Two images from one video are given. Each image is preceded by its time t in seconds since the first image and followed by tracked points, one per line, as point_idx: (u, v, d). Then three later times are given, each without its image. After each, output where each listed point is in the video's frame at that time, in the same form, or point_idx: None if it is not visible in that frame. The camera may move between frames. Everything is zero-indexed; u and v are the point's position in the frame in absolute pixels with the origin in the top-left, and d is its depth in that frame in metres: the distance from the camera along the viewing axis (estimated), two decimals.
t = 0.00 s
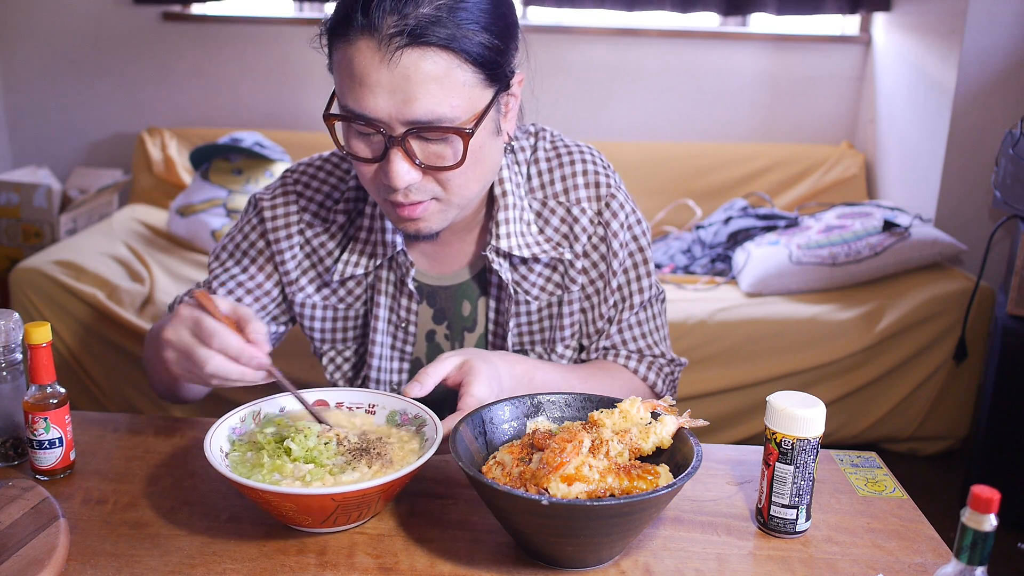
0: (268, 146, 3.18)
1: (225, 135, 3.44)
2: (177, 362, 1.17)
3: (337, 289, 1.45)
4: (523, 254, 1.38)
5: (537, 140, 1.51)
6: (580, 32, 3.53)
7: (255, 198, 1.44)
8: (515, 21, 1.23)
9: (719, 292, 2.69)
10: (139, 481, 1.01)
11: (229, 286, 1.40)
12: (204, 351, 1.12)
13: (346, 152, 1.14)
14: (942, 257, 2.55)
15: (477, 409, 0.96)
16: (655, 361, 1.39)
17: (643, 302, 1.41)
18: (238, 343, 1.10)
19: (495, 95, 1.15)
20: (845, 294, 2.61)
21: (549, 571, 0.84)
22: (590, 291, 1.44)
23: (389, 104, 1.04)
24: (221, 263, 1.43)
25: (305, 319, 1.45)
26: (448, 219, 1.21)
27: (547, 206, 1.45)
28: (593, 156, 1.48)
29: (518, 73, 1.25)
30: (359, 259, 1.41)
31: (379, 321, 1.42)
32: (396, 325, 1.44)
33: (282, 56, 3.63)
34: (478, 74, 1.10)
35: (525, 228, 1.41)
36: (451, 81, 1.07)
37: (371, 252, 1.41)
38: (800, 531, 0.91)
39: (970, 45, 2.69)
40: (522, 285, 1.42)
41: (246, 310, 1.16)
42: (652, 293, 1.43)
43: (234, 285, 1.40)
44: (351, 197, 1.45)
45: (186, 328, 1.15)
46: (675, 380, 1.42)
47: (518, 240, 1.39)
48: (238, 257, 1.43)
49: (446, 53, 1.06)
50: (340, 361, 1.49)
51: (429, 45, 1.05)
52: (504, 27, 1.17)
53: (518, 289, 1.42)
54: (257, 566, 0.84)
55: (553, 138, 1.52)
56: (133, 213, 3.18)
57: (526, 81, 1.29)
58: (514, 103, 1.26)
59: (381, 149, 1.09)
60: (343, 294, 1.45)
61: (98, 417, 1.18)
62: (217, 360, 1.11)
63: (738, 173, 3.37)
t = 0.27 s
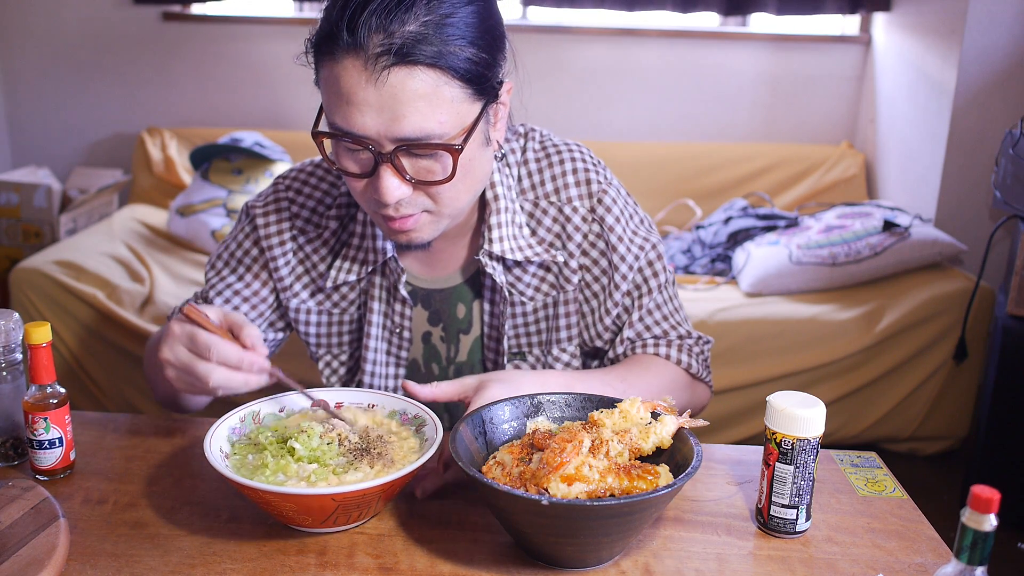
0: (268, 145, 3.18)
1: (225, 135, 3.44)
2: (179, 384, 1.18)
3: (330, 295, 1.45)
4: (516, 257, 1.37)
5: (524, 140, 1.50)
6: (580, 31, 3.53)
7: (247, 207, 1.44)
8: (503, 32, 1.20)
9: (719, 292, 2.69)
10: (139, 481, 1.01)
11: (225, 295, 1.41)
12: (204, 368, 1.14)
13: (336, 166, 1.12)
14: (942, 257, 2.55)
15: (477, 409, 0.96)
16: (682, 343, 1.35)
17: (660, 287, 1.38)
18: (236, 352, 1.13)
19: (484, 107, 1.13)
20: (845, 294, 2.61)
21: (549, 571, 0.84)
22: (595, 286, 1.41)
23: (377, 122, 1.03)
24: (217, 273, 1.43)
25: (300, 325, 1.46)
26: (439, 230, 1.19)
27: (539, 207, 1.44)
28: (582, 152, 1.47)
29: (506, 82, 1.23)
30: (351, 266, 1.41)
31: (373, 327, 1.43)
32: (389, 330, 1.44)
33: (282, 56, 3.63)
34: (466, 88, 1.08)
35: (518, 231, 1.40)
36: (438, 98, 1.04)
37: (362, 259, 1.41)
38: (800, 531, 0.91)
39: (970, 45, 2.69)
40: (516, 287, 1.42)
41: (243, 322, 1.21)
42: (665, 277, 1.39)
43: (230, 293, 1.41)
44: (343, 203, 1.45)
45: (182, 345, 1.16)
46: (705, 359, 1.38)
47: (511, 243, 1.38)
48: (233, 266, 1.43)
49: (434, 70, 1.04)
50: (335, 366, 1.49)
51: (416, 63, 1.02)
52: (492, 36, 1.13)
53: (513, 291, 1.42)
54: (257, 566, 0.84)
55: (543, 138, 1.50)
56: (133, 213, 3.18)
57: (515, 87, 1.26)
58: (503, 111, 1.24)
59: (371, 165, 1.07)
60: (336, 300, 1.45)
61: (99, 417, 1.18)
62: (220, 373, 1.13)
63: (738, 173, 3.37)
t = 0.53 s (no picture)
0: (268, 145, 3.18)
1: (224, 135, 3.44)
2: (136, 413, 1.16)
3: (328, 304, 1.45)
4: (511, 263, 1.38)
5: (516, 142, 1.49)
6: (580, 31, 3.53)
7: (242, 220, 1.44)
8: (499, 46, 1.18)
9: (719, 292, 2.69)
10: (139, 481, 1.01)
11: (224, 308, 1.41)
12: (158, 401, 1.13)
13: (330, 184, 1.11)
14: (942, 257, 2.55)
15: (477, 409, 0.96)
16: (685, 342, 1.33)
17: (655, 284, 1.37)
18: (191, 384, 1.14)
19: (480, 127, 1.11)
20: (845, 294, 2.61)
21: (550, 571, 0.84)
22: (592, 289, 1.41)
23: (373, 144, 1.01)
24: (215, 286, 1.44)
25: (299, 336, 1.45)
26: (436, 246, 1.18)
27: (531, 210, 1.44)
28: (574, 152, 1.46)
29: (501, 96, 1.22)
30: (349, 276, 1.43)
31: (371, 335, 1.43)
32: (388, 338, 1.45)
33: (282, 56, 3.63)
34: (463, 110, 1.06)
35: (512, 236, 1.41)
36: (435, 120, 1.03)
37: (358, 270, 1.42)
38: (800, 531, 0.91)
39: (970, 45, 2.69)
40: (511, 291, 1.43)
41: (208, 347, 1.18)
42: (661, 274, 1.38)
43: (228, 306, 1.41)
44: (338, 212, 1.45)
45: (143, 373, 1.17)
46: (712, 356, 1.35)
47: (506, 249, 1.38)
48: (231, 278, 1.44)
49: (431, 93, 1.02)
50: (335, 373, 1.50)
51: (412, 87, 1.01)
52: (489, 55, 1.12)
53: (508, 295, 1.42)
54: (257, 567, 0.84)
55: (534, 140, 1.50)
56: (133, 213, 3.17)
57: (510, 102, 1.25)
58: (498, 125, 1.23)
59: (367, 186, 1.06)
60: (334, 309, 1.45)
61: (99, 417, 1.18)
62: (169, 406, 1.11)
63: (738, 173, 3.37)
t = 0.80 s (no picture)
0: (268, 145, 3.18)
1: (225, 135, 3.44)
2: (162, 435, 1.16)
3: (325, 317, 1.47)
4: (510, 279, 1.36)
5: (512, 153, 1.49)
6: (580, 31, 3.53)
7: (238, 231, 1.44)
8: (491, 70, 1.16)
9: (719, 292, 2.69)
10: (139, 481, 1.01)
11: (221, 320, 1.41)
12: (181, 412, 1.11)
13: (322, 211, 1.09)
14: (942, 257, 2.55)
15: (477, 409, 0.96)
16: (684, 349, 1.33)
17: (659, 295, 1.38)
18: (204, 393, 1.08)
19: (470, 155, 1.09)
20: (845, 294, 2.61)
21: (550, 571, 0.84)
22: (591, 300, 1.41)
23: (362, 176, 1.00)
24: (212, 297, 1.44)
25: (297, 346, 1.47)
26: (428, 269, 1.17)
27: (529, 222, 1.44)
28: (571, 162, 1.46)
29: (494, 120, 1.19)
30: (345, 289, 1.42)
31: (366, 348, 1.43)
32: (384, 350, 1.45)
33: (282, 56, 3.63)
34: (452, 140, 1.04)
35: (511, 250, 1.40)
36: (425, 152, 1.01)
37: (354, 285, 1.41)
38: (800, 531, 0.91)
39: (970, 45, 2.69)
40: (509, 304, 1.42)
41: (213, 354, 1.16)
42: (662, 283, 1.38)
43: (225, 319, 1.41)
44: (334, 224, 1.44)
45: (158, 389, 1.15)
46: (712, 363, 1.36)
47: (504, 265, 1.37)
48: (229, 290, 1.44)
49: (421, 126, 1.00)
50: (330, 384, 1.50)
51: (402, 121, 0.98)
52: (481, 82, 1.09)
53: (505, 308, 1.42)
54: (257, 566, 0.84)
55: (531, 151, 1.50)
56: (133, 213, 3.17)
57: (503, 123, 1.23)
58: (492, 149, 1.21)
59: (358, 215, 1.04)
60: (330, 321, 1.47)
61: (99, 417, 1.18)
62: (190, 417, 1.09)
63: (738, 173, 3.37)
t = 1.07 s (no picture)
0: (268, 145, 3.18)
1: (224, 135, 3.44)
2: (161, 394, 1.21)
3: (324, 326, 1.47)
4: (510, 294, 1.36)
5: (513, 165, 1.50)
6: (580, 31, 3.53)
7: (238, 239, 1.45)
8: (483, 95, 1.15)
9: (719, 292, 2.69)
10: (139, 481, 1.01)
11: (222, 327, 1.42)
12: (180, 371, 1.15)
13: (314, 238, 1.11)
14: (942, 257, 2.55)
15: (477, 409, 0.96)
16: (679, 362, 1.34)
17: (657, 312, 1.38)
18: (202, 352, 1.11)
19: (460, 184, 1.09)
20: (845, 294, 2.61)
21: (550, 571, 0.84)
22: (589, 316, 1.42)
23: (350, 208, 1.00)
24: (215, 303, 1.46)
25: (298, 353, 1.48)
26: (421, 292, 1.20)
27: (529, 236, 1.44)
28: (575, 175, 1.46)
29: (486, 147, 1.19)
30: (344, 301, 1.41)
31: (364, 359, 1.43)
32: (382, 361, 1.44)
33: (282, 56, 3.63)
34: (442, 171, 1.04)
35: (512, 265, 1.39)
36: (413, 184, 1.01)
37: (352, 297, 1.40)
38: (800, 531, 0.91)
39: (970, 45, 2.69)
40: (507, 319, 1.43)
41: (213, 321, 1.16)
42: (660, 301, 1.39)
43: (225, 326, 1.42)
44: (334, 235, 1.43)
45: (157, 350, 1.17)
46: (705, 378, 1.39)
47: (504, 280, 1.36)
48: (230, 297, 1.45)
49: (409, 159, 0.99)
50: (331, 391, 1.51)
51: (389, 155, 0.97)
52: (471, 110, 1.08)
53: (503, 322, 1.43)
54: (257, 566, 0.84)
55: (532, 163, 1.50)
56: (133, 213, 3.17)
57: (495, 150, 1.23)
58: (484, 174, 1.21)
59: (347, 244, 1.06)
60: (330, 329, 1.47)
61: (99, 417, 1.18)
62: (188, 378, 1.13)
63: (738, 173, 3.38)
